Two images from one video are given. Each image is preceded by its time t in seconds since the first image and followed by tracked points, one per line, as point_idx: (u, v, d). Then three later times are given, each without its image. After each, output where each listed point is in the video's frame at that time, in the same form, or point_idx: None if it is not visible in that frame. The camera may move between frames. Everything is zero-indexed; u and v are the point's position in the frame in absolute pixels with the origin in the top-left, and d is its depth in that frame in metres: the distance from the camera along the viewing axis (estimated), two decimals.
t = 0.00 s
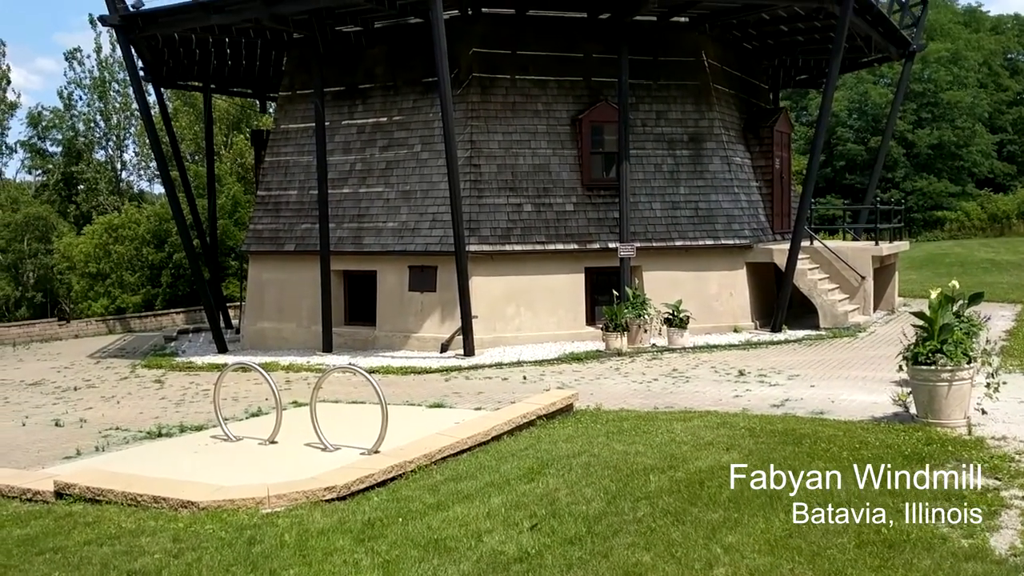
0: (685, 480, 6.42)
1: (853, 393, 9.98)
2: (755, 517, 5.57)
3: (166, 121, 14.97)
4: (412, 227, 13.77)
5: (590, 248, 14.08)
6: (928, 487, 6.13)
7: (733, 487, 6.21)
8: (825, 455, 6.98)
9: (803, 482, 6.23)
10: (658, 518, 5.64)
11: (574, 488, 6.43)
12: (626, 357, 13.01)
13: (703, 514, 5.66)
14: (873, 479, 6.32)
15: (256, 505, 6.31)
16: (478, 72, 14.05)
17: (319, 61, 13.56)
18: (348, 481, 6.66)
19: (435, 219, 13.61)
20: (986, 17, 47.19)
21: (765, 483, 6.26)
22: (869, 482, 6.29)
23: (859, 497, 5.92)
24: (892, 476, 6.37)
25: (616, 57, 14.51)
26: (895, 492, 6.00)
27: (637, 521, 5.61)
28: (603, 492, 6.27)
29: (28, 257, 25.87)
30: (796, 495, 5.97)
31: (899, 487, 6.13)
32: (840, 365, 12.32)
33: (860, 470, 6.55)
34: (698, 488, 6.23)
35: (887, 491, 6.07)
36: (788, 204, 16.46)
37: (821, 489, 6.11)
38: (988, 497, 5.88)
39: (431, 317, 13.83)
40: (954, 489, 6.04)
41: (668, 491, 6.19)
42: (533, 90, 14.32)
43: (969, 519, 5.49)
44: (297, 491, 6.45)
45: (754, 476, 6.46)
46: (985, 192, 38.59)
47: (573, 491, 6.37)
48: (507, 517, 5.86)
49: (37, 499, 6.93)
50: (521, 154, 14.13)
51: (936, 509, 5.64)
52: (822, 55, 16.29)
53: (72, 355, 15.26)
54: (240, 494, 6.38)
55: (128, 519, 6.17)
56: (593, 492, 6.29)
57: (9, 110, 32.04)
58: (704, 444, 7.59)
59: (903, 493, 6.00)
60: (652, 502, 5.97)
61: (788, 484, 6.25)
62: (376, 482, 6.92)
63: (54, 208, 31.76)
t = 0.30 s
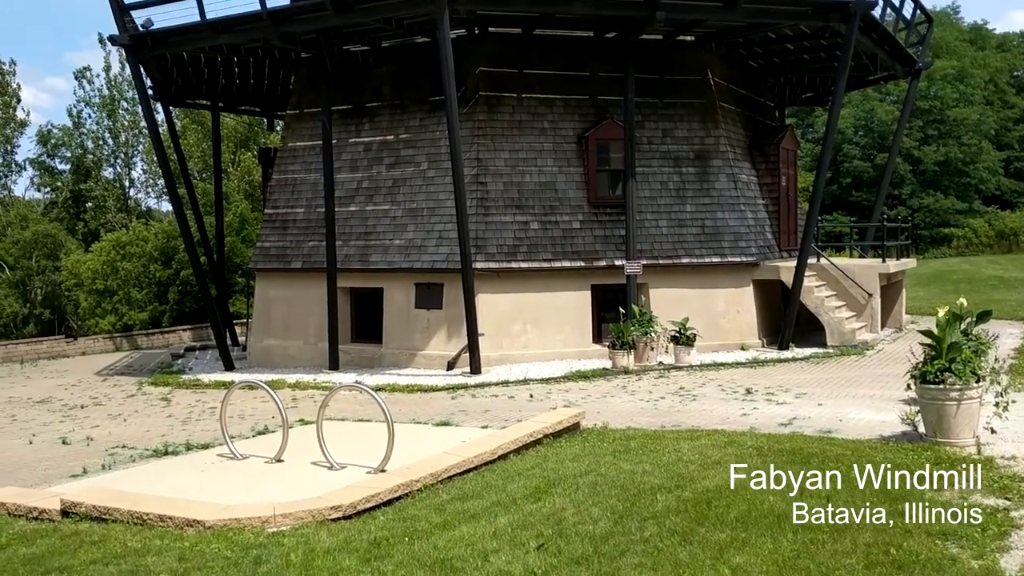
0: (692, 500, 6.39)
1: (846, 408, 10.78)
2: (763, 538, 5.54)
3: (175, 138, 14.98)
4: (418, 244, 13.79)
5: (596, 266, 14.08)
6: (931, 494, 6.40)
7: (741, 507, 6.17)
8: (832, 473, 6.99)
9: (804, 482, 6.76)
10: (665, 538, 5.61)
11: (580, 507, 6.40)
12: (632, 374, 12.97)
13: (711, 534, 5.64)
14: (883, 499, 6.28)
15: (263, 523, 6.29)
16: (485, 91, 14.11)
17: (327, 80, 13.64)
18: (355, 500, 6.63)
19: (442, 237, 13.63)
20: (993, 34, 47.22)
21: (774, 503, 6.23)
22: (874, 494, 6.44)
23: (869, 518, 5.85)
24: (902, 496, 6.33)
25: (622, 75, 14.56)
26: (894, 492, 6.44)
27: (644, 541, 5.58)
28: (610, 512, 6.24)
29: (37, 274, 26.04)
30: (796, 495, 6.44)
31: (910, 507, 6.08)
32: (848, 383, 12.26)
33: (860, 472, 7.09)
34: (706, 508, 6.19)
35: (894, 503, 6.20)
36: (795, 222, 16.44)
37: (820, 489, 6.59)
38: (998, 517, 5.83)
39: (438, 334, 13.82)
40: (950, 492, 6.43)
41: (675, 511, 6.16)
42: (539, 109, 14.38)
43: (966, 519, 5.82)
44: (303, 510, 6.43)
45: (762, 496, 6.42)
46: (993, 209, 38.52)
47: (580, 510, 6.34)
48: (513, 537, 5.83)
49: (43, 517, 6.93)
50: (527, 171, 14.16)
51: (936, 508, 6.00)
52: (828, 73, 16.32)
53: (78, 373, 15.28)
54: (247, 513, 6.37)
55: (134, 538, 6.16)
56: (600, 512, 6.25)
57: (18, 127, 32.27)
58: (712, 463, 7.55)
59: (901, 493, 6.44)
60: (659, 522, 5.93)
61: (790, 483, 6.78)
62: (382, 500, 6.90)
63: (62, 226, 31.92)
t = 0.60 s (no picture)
0: (705, 528, 6.34)
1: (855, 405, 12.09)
2: (777, 567, 5.48)
3: (187, 164, 15.08)
4: (430, 269, 13.82)
5: (608, 290, 14.07)
6: (949, 522, 6.32)
7: (754, 535, 6.11)
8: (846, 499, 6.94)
9: (807, 482, 7.61)
10: (679, 567, 5.57)
11: (593, 536, 6.36)
12: (645, 400, 12.91)
13: (724, 563, 5.59)
14: (898, 527, 6.21)
15: (274, 551, 6.27)
16: (496, 117, 14.19)
17: (340, 107, 13.75)
18: (366, 527, 6.60)
19: (453, 262, 13.66)
20: (1004, 59, 47.18)
21: (787, 531, 6.18)
22: (889, 520, 6.38)
23: (883, 549, 5.76)
24: (917, 524, 6.26)
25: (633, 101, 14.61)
26: (898, 503, 6.83)
27: (657, 570, 5.53)
28: (622, 540, 6.20)
29: (51, 299, 26.13)
30: (804, 514, 6.60)
31: (926, 536, 6.01)
32: (862, 409, 12.17)
33: (867, 474, 7.94)
34: (719, 536, 6.14)
35: (909, 531, 6.12)
36: (807, 246, 16.40)
37: (836, 517, 6.48)
38: (1015, 546, 5.76)
39: (449, 359, 13.80)
40: (949, 491, 7.07)
41: (688, 540, 6.11)
42: (550, 134, 14.44)
43: (964, 519, 6.39)
44: (315, 538, 6.40)
45: (776, 524, 6.37)
46: (1006, 233, 38.34)
47: (592, 538, 6.30)
48: (526, 566, 5.80)
49: (55, 544, 6.92)
50: (539, 197, 14.20)
51: (954, 540, 5.90)
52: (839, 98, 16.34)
53: (91, 398, 15.33)
54: (258, 540, 6.34)
55: (146, 565, 6.14)
56: (612, 540, 6.21)
57: (34, 153, 32.64)
58: (725, 490, 7.49)
59: (911, 510, 6.59)
60: (672, 551, 5.89)
61: (798, 503, 6.93)
62: (394, 528, 6.87)
63: (77, 251, 32.17)
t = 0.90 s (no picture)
0: (719, 557, 6.28)
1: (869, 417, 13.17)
2: None
3: (202, 189, 15.11)
4: (441, 294, 13.83)
5: (619, 316, 14.05)
6: (966, 553, 6.24)
7: (768, 565, 6.05)
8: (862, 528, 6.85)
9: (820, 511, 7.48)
10: None
11: (605, 565, 6.30)
12: (657, 427, 12.82)
13: None
14: (914, 557, 6.12)
15: None
16: (507, 143, 14.26)
17: (352, 133, 13.84)
18: (377, 555, 6.56)
19: (465, 287, 13.66)
20: (1016, 84, 47.13)
21: (801, 560, 6.11)
22: (905, 549, 6.30)
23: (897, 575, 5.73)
24: (933, 554, 6.17)
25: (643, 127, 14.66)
26: (913, 530, 6.75)
27: None
28: (635, 569, 6.14)
29: (65, 324, 26.49)
30: (818, 543, 6.53)
31: (943, 566, 5.92)
32: (876, 436, 12.05)
33: (879, 497, 8.25)
34: (732, 566, 6.08)
35: (926, 561, 6.03)
36: (819, 271, 16.35)
37: (851, 547, 6.39)
38: None
39: (461, 385, 13.76)
40: (966, 519, 6.97)
41: (702, 569, 6.05)
42: (561, 160, 14.50)
43: (983, 550, 6.31)
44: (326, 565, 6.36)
45: (790, 554, 6.29)
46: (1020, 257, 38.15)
47: (604, 568, 6.24)
48: None
49: (66, 570, 6.90)
50: (550, 223, 14.23)
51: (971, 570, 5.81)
52: (850, 124, 16.35)
53: (103, 423, 15.37)
54: (269, 567, 6.31)
55: None
56: (624, 569, 6.15)
57: (49, 179, 32.98)
58: (738, 519, 7.42)
59: (928, 540, 6.51)
60: None
61: (814, 533, 6.81)
62: (405, 555, 6.82)
63: (90, 276, 32.39)
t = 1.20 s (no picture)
0: None
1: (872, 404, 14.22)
2: None
3: (218, 219, 15.21)
4: (455, 323, 13.83)
5: (634, 345, 14.00)
6: None
7: None
8: (881, 562, 6.75)
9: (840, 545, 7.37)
10: None
11: None
12: (672, 457, 12.71)
13: None
14: None
15: None
16: (522, 173, 14.31)
17: (368, 163, 13.94)
18: None
19: (479, 316, 13.65)
20: None
21: None
22: None
23: None
24: None
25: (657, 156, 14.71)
26: (933, 564, 6.64)
27: None
28: None
29: (82, 352, 26.25)
30: None
31: None
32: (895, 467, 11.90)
33: (899, 530, 8.12)
34: None
35: None
36: (834, 300, 16.27)
37: None
38: None
39: (475, 415, 13.71)
40: (987, 553, 6.85)
41: None
42: (575, 190, 14.54)
43: None
44: None
45: None
46: None
47: None
48: None
49: None
50: (564, 252, 14.24)
51: None
52: (864, 153, 16.34)
53: (118, 452, 15.40)
54: None
55: None
56: None
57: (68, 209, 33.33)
58: (755, 551, 7.33)
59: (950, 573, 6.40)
60: None
61: (833, 566, 6.70)
62: None
63: (106, 305, 32.61)
